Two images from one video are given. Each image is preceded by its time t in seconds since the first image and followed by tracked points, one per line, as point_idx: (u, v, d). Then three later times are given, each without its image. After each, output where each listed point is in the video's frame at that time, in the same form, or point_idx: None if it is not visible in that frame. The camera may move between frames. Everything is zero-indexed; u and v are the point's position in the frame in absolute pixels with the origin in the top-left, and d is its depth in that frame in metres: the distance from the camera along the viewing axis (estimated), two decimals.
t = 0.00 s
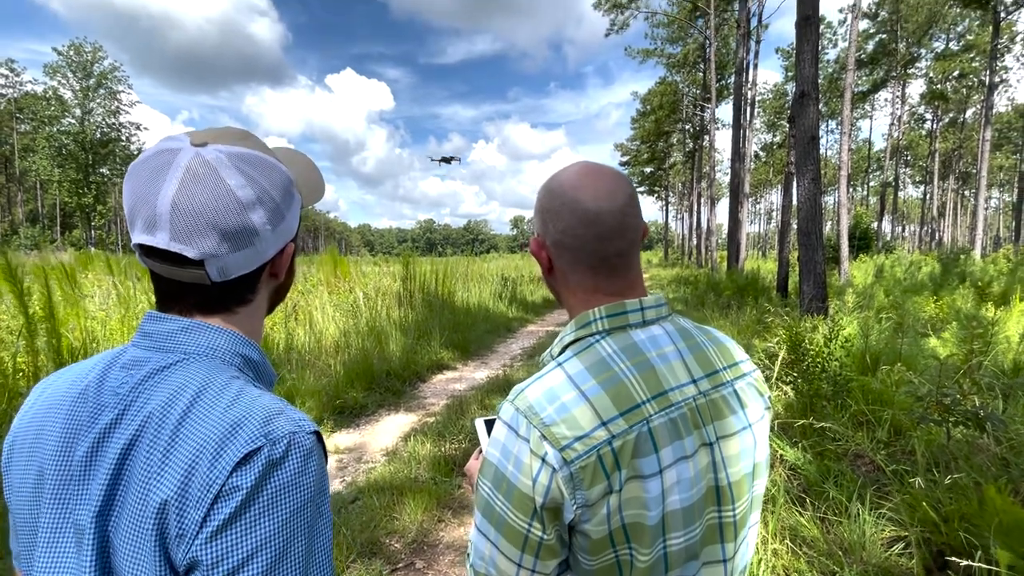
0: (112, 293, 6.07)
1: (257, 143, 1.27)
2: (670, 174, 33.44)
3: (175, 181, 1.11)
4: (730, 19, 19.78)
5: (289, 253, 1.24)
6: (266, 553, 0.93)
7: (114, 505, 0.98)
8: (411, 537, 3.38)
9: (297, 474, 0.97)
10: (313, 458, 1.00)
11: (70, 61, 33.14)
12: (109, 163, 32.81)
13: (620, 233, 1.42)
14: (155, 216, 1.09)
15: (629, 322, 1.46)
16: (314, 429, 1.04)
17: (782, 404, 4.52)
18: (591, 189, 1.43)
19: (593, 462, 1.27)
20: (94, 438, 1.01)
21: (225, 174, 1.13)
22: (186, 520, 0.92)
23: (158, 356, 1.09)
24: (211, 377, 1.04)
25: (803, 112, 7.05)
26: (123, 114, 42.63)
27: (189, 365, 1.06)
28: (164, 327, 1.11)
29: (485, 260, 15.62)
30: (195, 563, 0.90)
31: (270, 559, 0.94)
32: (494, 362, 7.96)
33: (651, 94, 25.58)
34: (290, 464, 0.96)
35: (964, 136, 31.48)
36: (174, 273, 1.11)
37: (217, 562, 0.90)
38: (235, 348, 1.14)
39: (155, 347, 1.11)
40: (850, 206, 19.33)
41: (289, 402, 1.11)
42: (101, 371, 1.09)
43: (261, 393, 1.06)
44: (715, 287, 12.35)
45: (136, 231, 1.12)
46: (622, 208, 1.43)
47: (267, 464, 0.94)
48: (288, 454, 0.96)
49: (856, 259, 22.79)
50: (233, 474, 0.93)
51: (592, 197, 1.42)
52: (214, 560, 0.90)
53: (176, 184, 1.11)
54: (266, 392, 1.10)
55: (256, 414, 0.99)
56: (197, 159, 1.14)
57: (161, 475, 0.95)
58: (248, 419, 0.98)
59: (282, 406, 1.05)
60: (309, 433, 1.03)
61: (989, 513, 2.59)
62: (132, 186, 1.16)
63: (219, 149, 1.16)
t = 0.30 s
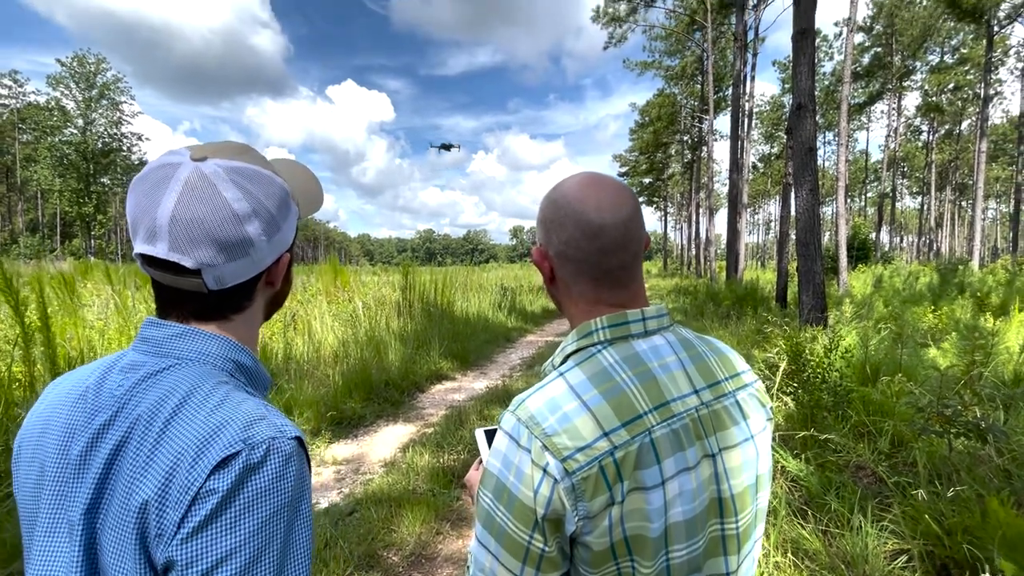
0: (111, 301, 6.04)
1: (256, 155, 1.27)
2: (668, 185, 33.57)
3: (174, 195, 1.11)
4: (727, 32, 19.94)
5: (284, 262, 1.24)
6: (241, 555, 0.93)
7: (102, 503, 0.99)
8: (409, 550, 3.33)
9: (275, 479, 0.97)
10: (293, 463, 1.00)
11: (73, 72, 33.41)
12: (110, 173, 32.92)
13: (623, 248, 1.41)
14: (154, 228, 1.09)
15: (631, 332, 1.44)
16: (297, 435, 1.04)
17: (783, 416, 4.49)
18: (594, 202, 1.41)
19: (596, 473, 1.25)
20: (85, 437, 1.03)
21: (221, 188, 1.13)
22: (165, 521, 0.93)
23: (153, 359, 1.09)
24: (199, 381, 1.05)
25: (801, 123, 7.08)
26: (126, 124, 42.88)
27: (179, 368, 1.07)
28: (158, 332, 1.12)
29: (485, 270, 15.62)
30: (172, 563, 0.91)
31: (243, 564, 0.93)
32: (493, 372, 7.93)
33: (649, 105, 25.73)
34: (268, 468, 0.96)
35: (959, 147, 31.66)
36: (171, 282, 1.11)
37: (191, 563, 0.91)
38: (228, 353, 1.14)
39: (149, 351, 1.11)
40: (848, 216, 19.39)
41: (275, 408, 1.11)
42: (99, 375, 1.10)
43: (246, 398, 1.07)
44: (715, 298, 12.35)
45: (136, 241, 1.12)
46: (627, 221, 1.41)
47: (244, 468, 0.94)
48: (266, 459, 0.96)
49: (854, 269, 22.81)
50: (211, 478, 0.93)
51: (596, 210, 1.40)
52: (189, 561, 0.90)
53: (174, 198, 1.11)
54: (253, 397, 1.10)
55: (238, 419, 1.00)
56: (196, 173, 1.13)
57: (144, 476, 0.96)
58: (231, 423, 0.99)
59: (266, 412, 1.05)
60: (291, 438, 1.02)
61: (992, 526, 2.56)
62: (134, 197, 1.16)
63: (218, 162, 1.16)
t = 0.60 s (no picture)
0: (111, 312, 6.01)
1: (255, 169, 1.28)
2: (667, 196, 33.68)
3: (173, 211, 1.12)
4: (725, 45, 20.12)
5: (281, 270, 1.26)
6: (227, 551, 0.95)
7: (96, 501, 1.01)
8: (407, 563, 3.28)
9: (264, 478, 0.99)
10: (282, 463, 1.02)
11: (77, 84, 33.67)
12: (111, 184, 33.00)
13: (625, 261, 1.40)
14: (154, 241, 1.10)
15: (632, 343, 1.43)
16: (285, 437, 1.06)
17: (784, 427, 4.47)
18: (597, 216, 1.39)
19: (598, 484, 1.22)
20: (82, 435, 1.04)
21: (219, 204, 1.14)
22: (157, 517, 0.95)
23: (152, 361, 1.11)
24: (194, 385, 1.07)
25: (798, 135, 7.11)
26: (128, 136, 43.18)
27: (176, 371, 1.09)
28: (158, 336, 1.14)
29: (484, 280, 15.59)
30: (161, 556, 0.93)
31: (229, 559, 0.95)
32: (493, 383, 7.88)
33: (648, 117, 25.90)
34: (255, 469, 0.98)
35: (956, 159, 31.83)
36: (172, 293, 1.13)
37: (180, 556, 0.92)
38: (223, 358, 1.16)
39: (148, 354, 1.13)
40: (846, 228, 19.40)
41: (266, 410, 1.13)
42: (100, 376, 1.12)
43: (238, 400, 1.09)
44: (714, 308, 12.33)
45: (138, 253, 1.13)
46: (629, 235, 1.40)
47: (232, 467, 0.96)
48: (254, 459, 0.98)
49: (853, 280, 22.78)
50: (200, 476, 0.95)
51: (599, 223, 1.38)
52: (178, 554, 0.92)
53: (174, 213, 1.12)
54: (246, 401, 1.12)
55: (230, 420, 1.02)
56: (194, 190, 1.15)
57: (138, 473, 0.98)
58: (220, 426, 1.00)
59: (257, 414, 1.07)
60: (279, 440, 1.04)
61: (996, 539, 2.53)
62: (135, 209, 1.16)
63: (216, 179, 1.17)
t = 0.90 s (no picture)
0: (110, 322, 5.98)
1: (247, 184, 1.30)
2: (666, 207, 33.78)
3: (165, 227, 1.15)
4: (722, 59, 20.29)
5: (273, 282, 1.29)
6: (214, 558, 0.96)
7: (87, 508, 1.01)
8: None
9: (250, 487, 1.00)
10: (268, 473, 1.04)
11: (81, 96, 33.93)
12: (113, 195, 33.09)
13: (624, 275, 1.39)
14: (147, 257, 1.13)
15: (631, 353, 1.41)
16: (272, 447, 1.07)
17: (785, 439, 4.44)
18: (594, 229, 1.38)
19: (597, 496, 1.21)
20: (74, 443, 1.05)
21: (210, 221, 1.16)
22: (146, 525, 0.97)
23: (144, 372, 1.13)
24: (185, 395, 1.08)
25: (796, 148, 7.13)
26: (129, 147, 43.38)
27: (168, 381, 1.10)
28: (150, 346, 1.17)
29: (484, 291, 15.57)
30: (150, 563, 0.94)
31: (215, 566, 0.96)
32: (492, 394, 7.85)
33: (647, 129, 26.06)
34: (242, 478, 0.99)
35: (953, 171, 32.01)
36: (165, 306, 1.16)
37: (168, 563, 0.94)
38: (215, 368, 1.19)
39: (141, 365, 1.15)
40: (844, 240, 19.44)
41: (255, 421, 1.15)
42: (95, 384, 1.14)
43: (227, 410, 1.10)
44: (714, 319, 12.32)
45: (132, 269, 1.16)
46: (628, 248, 1.39)
47: (219, 477, 0.97)
48: (241, 468, 1.00)
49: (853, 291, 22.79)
50: (189, 485, 0.97)
51: (596, 238, 1.37)
52: (166, 561, 0.94)
53: (165, 230, 1.14)
54: (235, 411, 1.13)
55: (217, 430, 1.03)
56: (185, 208, 1.17)
57: (128, 482, 0.99)
58: (209, 436, 1.02)
59: (245, 424, 1.09)
60: (267, 451, 1.06)
61: (1003, 554, 2.49)
62: (129, 226, 1.19)
63: (206, 196, 1.19)
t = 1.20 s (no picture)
0: (109, 333, 5.96)
1: (235, 201, 1.34)
2: (666, 220, 33.88)
3: (153, 243, 1.19)
4: (720, 73, 20.47)
5: (261, 293, 1.32)
6: (203, 560, 0.99)
7: (79, 513, 1.04)
8: None
9: (239, 490, 1.04)
10: (256, 477, 1.08)
11: (84, 109, 34.14)
12: (115, 207, 33.17)
13: (620, 287, 1.37)
14: (136, 273, 1.17)
15: (627, 364, 1.40)
16: (261, 452, 1.12)
17: (786, 452, 4.40)
18: (589, 243, 1.36)
19: (590, 509, 1.20)
20: (64, 452, 1.07)
21: (197, 238, 1.20)
22: (136, 529, 1.00)
23: (132, 382, 1.16)
24: (175, 404, 1.11)
25: (794, 161, 7.15)
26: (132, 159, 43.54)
27: (158, 391, 1.14)
28: (142, 357, 1.21)
29: (484, 303, 15.53)
30: (140, 565, 0.97)
31: (205, 567, 1.00)
32: (491, 407, 7.79)
33: (645, 142, 26.24)
34: (231, 482, 1.03)
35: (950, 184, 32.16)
36: (153, 318, 1.20)
37: (159, 565, 0.97)
38: (204, 377, 1.22)
39: (132, 374, 1.19)
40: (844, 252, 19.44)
41: (243, 428, 1.18)
42: (86, 396, 1.17)
43: (216, 417, 1.14)
44: (715, 331, 12.29)
45: (122, 283, 1.21)
46: (623, 262, 1.36)
47: (209, 480, 1.01)
48: (230, 472, 1.03)
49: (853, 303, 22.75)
50: (179, 488, 1.00)
51: (591, 251, 1.35)
52: (157, 563, 0.97)
53: (154, 247, 1.19)
54: (223, 418, 1.17)
55: (205, 436, 1.07)
56: (174, 224, 1.21)
57: (118, 487, 1.02)
58: (199, 441, 1.06)
59: (234, 430, 1.13)
60: (255, 454, 1.10)
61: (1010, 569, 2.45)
62: (121, 242, 1.24)
63: (194, 214, 1.23)
